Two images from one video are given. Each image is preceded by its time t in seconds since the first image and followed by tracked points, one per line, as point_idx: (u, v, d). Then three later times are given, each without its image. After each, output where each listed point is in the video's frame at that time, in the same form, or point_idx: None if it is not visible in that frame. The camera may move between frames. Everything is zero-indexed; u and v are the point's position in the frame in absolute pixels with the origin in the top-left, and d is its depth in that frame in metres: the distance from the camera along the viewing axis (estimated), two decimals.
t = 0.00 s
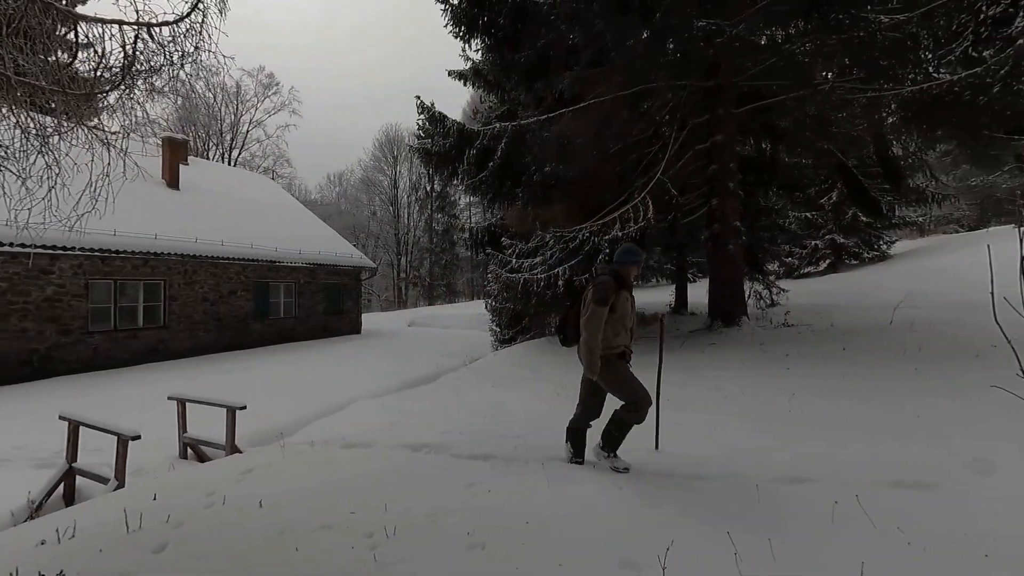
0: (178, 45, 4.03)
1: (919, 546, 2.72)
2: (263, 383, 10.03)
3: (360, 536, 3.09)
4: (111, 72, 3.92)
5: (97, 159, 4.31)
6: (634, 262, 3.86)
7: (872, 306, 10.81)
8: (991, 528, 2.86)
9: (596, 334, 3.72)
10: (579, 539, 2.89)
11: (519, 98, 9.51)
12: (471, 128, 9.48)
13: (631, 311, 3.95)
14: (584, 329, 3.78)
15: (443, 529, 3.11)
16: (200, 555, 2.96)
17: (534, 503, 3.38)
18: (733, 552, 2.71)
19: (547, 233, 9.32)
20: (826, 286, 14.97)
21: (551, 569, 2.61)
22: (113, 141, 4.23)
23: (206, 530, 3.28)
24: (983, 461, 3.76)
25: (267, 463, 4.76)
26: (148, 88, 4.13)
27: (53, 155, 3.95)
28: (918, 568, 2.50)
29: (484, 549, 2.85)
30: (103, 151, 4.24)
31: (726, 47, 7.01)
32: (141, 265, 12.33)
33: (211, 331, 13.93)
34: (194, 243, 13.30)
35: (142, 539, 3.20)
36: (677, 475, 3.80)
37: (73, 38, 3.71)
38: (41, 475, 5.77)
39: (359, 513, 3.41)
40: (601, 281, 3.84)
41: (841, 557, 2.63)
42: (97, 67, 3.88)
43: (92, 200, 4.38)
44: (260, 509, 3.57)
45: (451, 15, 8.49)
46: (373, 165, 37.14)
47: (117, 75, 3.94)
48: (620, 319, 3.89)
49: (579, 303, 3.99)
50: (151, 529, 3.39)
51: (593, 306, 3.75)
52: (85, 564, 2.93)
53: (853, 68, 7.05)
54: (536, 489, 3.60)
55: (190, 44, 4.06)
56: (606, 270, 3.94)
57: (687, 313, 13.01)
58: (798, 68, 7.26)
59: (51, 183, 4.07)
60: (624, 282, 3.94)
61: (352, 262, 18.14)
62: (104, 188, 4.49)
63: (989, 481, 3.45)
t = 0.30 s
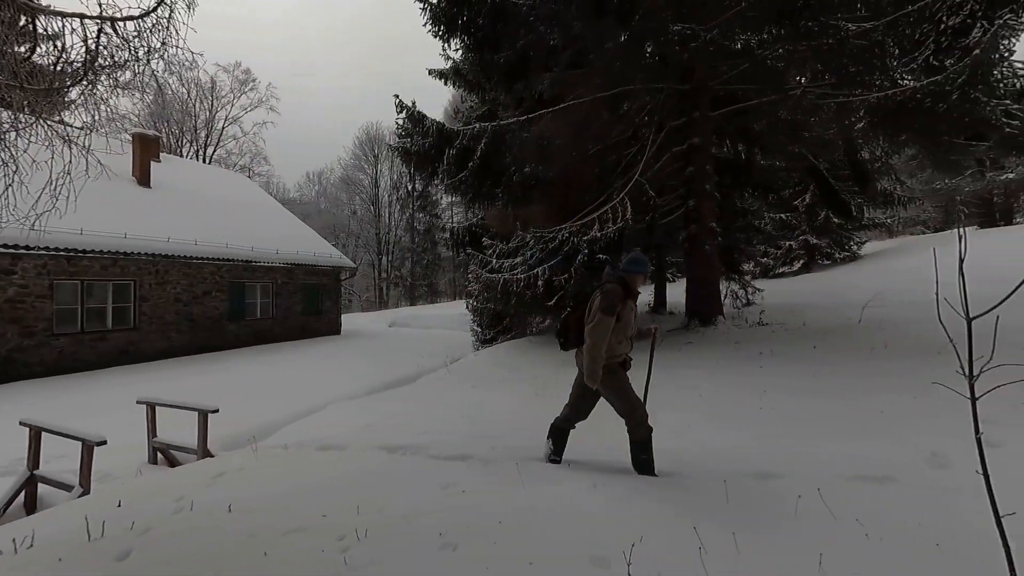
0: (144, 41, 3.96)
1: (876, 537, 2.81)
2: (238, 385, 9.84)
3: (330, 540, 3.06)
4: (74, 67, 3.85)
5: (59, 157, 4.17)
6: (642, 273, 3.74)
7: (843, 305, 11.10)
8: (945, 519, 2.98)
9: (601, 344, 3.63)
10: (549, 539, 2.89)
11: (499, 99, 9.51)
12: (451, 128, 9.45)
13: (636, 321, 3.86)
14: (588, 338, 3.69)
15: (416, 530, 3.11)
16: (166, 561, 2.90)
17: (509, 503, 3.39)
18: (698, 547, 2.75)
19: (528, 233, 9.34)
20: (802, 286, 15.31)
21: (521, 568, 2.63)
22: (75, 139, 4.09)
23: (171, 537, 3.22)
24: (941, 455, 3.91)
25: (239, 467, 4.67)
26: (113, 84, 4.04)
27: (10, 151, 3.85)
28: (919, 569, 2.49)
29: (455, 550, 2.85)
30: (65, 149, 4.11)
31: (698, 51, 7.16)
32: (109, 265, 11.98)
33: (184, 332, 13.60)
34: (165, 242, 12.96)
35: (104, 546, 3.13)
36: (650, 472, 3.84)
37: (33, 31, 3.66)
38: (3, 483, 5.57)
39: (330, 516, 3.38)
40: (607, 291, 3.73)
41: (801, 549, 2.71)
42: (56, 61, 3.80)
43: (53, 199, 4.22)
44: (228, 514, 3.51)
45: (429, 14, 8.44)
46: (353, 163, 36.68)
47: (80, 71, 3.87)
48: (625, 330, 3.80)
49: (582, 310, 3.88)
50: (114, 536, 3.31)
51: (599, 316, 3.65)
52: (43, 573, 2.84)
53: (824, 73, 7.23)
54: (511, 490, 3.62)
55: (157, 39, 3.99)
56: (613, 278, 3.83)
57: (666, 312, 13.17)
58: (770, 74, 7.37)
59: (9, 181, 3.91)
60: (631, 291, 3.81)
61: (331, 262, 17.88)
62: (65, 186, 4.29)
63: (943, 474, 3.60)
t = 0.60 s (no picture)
0: (100, 33, 3.82)
1: (828, 528, 2.92)
2: (208, 388, 9.59)
3: (295, 544, 3.02)
4: (24, 59, 3.69)
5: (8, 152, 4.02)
6: (652, 274, 3.74)
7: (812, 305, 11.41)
8: (894, 509, 3.11)
9: (617, 345, 3.58)
10: (516, 538, 2.92)
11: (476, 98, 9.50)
12: (426, 127, 9.38)
13: (640, 320, 3.87)
14: (603, 339, 3.62)
15: (383, 531, 3.10)
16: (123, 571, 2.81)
17: (478, 504, 3.40)
18: (660, 542, 2.80)
19: (504, 234, 9.35)
20: (774, 286, 15.68)
21: (487, 567, 2.64)
22: (25, 132, 3.91)
23: (128, 545, 3.12)
24: (894, 448, 4.06)
25: (202, 472, 4.55)
26: (67, 76, 3.89)
27: None
28: (918, 567, 2.47)
29: (421, 551, 2.85)
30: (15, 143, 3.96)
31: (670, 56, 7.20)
32: (67, 264, 11.53)
33: (149, 334, 13.18)
34: (128, 241, 12.52)
35: (56, 556, 3.02)
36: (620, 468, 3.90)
37: None
38: None
39: (295, 520, 3.32)
40: (619, 291, 3.68)
41: (757, 541, 2.79)
42: (4, 52, 3.64)
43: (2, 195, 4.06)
44: (188, 520, 3.42)
45: (404, 12, 8.36)
46: (329, 161, 36.02)
47: (30, 62, 3.71)
48: (633, 329, 3.79)
49: (590, 308, 3.78)
50: (67, 545, 3.20)
51: (615, 318, 3.60)
52: None
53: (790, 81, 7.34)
54: (481, 490, 3.62)
55: (115, 31, 3.86)
56: (621, 278, 3.78)
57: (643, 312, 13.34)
58: (739, 81, 7.45)
59: None
60: (638, 291, 3.79)
61: (305, 262, 17.53)
62: (15, 181, 4.12)
63: (896, 467, 3.73)
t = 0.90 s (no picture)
0: (63, 25, 3.72)
1: (795, 523, 2.98)
2: (182, 390, 9.38)
3: (265, 548, 2.97)
4: None
5: None
6: (646, 266, 3.73)
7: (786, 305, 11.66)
8: (860, 503, 3.18)
9: (621, 340, 3.54)
10: (491, 538, 2.92)
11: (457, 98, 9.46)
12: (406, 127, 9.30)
13: (637, 314, 3.84)
14: (606, 335, 3.56)
15: (353, 533, 3.08)
16: None
17: (451, 504, 3.40)
18: (629, 538, 2.83)
19: (485, 234, 9.35)
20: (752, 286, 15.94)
21: (459, 566, 2.65)
22: None
23: (92, 550, 3.05)
24: (859, 443, 4.18)
25: (172, 476, 4.46)
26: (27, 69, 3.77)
27: None
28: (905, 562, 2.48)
29: (394, 552, 2.84)
30: None
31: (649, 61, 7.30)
32: (33, 263, 11.16)
33: (120, 335, 12.83)
34: (97, 240, 12.16)
35: (15, 566, 2.93)
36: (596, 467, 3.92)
37: None
38: None
39: (266, 523, 3.28)
40: (616, 286, 3.64)
41: (724, 535, 2.84)
42: None
43: None
44: (155, 525, 3.35)
45: (385, 10, 8.18)
46: (308, 159, 35.41)
47: None
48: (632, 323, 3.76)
49: (588, 305, 3.72)
50: (27, 553, 3.10)
51: (617, 312, 3.55)
52: None
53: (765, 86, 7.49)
54: (455, 490, 3.62)
55: (79, 24, 3.76)
56: (615, 272, 3.75)
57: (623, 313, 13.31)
58: (716, 84, 7.62)
59: None
60: (632, 285, 3.77)
61: (283, 261, 17.24)
62: None
63: (860, 461, 3.82)
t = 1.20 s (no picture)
0: (21, 15, 3.58)
1: (762, 516, 3.04)
2: (153, 393, 9.13)
3: (235, 551, 2.92)
4: None
5: None
6: (644, 268, 3.75)
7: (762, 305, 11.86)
8: (829, 497, 3.26)
9: (622, 340, 3.53)
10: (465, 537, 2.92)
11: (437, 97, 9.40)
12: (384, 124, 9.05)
13: (636, 316, 3.85)
14: (607, 336, 3.55)
15: (325, 535, 3.05)
16: None
17: (427, 504, 3.39)
18: (601, 534, 2.87)
19: (466, 234, 9.32)
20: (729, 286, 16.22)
21: (432, 566, 2.64)
22: None
23: (53, 559, 2.95)
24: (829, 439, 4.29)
25: (139, 481, 4.34)
26: None
27: None
28: (890, 558, 2.51)
29: (367, 553, 2.82)
30: None
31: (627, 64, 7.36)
32: None
33: (87, 337, 12.43)
34: (62, 238, 11.76)
35: None
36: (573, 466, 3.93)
37: None
38: None
39: (237, 527, 3.22)
40: (616, 287, 3.64)
41: (692, 530, 2.88)
42: None
43: None
44: (120, 531, 3.26)
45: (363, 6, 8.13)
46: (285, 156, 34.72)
47: None
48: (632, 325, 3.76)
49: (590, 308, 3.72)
50: None
51: (618, 313, 3.54)
52: None
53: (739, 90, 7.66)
54: (433, 490, 3.61)
55: (38, 14, 3.63)
56: (615, 274, 3.76)
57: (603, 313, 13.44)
58: (692, 87, 7.71)
59: None
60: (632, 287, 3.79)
61: (259, 260, 16.92)
62: None
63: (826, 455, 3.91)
